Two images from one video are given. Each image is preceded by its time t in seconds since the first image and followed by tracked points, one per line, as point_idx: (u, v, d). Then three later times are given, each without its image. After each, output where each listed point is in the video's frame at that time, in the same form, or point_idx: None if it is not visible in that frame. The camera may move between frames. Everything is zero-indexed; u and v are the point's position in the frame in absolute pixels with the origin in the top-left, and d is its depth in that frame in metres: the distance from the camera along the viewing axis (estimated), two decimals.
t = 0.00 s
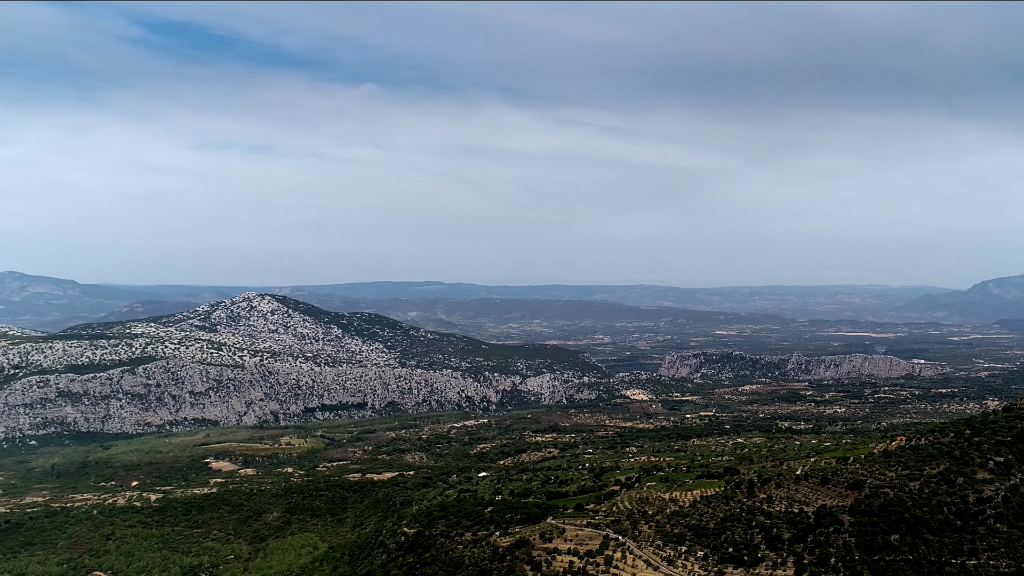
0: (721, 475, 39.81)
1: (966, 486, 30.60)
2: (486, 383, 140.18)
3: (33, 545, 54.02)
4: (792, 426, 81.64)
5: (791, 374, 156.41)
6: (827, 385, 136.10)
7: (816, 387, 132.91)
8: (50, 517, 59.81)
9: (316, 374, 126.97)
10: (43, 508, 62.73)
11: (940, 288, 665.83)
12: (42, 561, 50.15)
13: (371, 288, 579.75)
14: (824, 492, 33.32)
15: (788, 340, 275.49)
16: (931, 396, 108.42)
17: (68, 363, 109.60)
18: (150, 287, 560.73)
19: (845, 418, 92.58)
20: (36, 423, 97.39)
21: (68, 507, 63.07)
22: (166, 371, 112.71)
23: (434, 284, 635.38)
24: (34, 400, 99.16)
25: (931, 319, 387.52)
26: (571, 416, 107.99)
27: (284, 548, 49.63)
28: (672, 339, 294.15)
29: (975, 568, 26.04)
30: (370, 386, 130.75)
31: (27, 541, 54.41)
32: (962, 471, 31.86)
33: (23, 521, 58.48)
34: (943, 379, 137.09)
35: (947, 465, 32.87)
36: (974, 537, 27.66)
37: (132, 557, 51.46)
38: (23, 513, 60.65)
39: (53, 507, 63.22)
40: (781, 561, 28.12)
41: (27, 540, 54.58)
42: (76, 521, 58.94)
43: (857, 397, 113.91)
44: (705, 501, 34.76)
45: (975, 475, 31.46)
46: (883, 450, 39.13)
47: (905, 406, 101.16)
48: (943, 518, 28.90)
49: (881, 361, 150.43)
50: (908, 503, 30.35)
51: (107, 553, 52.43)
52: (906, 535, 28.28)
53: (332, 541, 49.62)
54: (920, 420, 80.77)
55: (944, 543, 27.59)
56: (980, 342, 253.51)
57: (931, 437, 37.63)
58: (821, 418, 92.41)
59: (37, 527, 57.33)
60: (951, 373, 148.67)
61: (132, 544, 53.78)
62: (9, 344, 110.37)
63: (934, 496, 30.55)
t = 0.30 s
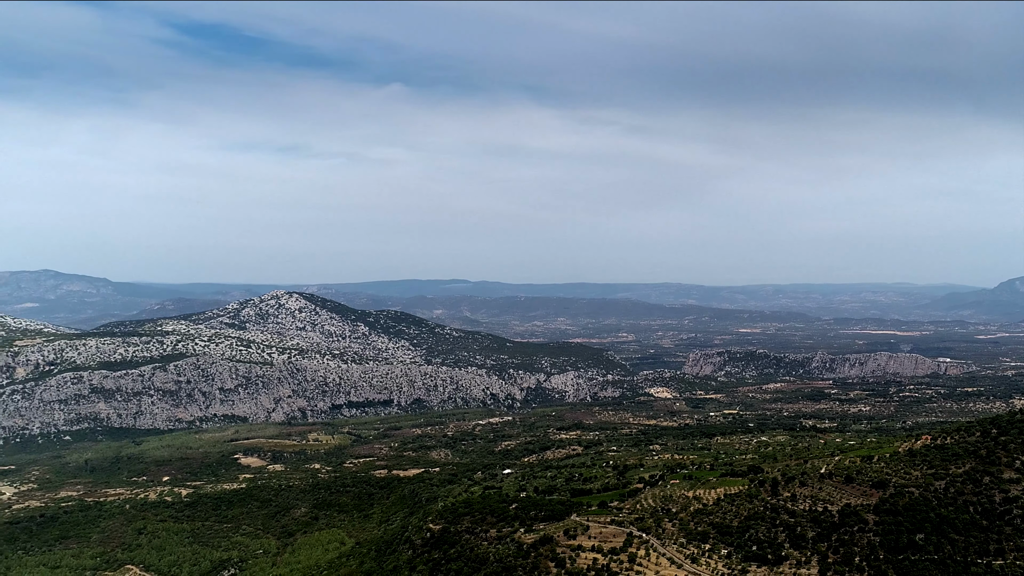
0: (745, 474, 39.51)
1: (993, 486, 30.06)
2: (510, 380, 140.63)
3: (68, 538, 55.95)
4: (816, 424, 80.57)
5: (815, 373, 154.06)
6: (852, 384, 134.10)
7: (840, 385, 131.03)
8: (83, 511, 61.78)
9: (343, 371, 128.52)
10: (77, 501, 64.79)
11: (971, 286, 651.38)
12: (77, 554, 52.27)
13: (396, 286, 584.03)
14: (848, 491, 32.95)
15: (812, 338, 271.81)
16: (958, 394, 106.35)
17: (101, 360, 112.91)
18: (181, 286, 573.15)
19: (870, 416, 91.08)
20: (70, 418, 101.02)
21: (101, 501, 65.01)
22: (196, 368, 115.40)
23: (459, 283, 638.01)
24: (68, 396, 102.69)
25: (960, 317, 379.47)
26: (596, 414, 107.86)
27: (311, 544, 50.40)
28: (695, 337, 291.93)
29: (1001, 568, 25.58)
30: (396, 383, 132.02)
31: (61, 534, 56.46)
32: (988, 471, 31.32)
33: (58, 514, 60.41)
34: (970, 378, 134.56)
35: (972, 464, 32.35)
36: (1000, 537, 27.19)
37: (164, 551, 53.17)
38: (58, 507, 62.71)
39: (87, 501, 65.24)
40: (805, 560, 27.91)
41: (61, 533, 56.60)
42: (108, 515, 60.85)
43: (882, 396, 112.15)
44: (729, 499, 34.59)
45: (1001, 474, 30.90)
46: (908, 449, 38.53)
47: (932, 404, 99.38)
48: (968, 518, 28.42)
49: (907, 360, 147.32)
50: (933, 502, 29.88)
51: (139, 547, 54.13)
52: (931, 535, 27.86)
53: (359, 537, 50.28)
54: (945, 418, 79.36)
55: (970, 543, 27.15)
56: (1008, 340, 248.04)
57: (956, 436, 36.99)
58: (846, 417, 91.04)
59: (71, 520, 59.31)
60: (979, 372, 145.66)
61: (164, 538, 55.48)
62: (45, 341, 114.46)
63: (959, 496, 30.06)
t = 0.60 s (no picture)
0: (777, 467, 39.12)
1: None
2: (542, 372, 140.90)
3: (112, 526, 59.33)
4: (849, 418, 79.20)
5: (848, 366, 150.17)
6: (885, 377, 131.07)
7: (874, 379, 128.29)
8: (126, 499, 64.65)
9: (378, 363, 130.51)
10: (121, 490, 67.50)
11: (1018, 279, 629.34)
12: (120, 541, 56.01)
13: (429, 279, 588.89)
14: (880, 485, 32.47)
15: (845, 331, 266.70)
16: (993, 389, 103.38)
17: (143, 351, 117.27)
18: (222, 278, 588.33)
19: (903, 410, 89.07)
20: (113, 408, 106.27)
21: (144, 490, 67.80)
22: (235, 359, 118.54)
23: (491, 276, 639.68)
24: (111, 386, 107.79)
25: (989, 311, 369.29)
26: (627, 406, 107.62)
27: (347, 533, 51.51)
28: (727, 330, 288.79)
29: None
30: (430, 375, 133.51)
31: (106, 521, 59.77)
32: None
33: (102, 502, 63.65)
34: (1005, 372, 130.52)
35: (1008, 460, 31.65)
36: None
37: (203, 539, 55.91)
38: (102, 495, 65.76)
39: (130, 489, 67.98)
40: (836, 554, 27.65)
41: (105, 521, 59.90)
42: (150, 504, 63.62)
43: (915, 389, 109.47)
44: (760, 492, 34.34)
45: None
46: (941, 443, 37.78)
47: (966, 398, 96.78)
48: (1003, 514, 27.82)
49: (940, 352, 143.70)
50: (966, 497, 29.28)
51: (180, 534, 57.11)
52: (964, 530, 27.28)
53: (393, 527, 51.29)
54: (981, 412, 77.24)
55: (1004, 539, 26.57)
56: None
57: (991, 431, 36.18)
58: (879, 410, 89.17)
59: (115, 508, 62.33)
60: (1013, 366, 141.33)
61: (204, 527, 58.05)
62: (91, 333, 119.38)
63: (993, 491, 29.46)
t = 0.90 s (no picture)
0: (812, 454, 38.64)
1: None
2: (578, 357, 140.85)
3: (159, 505, 62.50)
4: (885, 405, 77.48)
5: (884, 352, 146.26)
6: (922, 364, 126.62)
7: (911, 365, 124.98)
8: (173, 479, 67.55)
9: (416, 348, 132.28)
10: (168, 471, 70.48)
11: None
12: (167, 521, 59.16)
13: (465, 264, 592.14)
14: (917, 472, 31.92)
15: (885, 316, 259.89)
16: None
17: (188, 335, 121.59)
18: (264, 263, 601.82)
19: (941, 396, 86.66)
20: (160, 391, 111.46)
21: (190, 471, 70.70)
22: (276, 343, 121.76)
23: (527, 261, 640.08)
24: (158, 369, 112.97)
25: None
26: (663, 391, 107.13)
27: (386, 515, 52.78)
28: (764, 315, 283.89)
29: None
30: (467, 360, 134.84)
31: (153, 501, 62.97)
32: None
33: (150, 482, 66.66)
34: None
35: None
36: None
37: (246, 519, 58.43)
38: (151, 475, 68.91)
39: (177, 470, 70.96)
40: (871, 541, 27.37)
41: (153, 500, 63.10)
42: (195, 484, 66.45)
43: (954, 375, 106.24)
44: (795, 479, 34.09)
45: None
46: (981, 430, 36.92)
47: (1007, 385, 93.65)
48: None
49: (979, 339, 138.22)
50: (1006, 485, 28.66)
51: (224, 515, 59.77)
52: (1003, 518, 26.71)
53: (431, 509, 52.37)
54: None
55: None
56: None
57: None
58: (916, 397, 86.93)
59: (162, 488, 65.34)
60: None
61: (247, 507, 60.51)
62: (139, 317, 124.43)
63: None
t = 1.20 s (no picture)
0: (848, 439, 38.09)
1: None
2: (612, 341, 140.54)
3: (204, 485, 65.18)
4: (921, 390, 75.75)
5: (922, 337, 141.81)
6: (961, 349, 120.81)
7: (948, 350, 121.53)
8: (218, 459, 70.21)
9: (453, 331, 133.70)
10: (212, 451, 73.26)
11: None
12: (212, 500, 61.64)
13: (498, 248, 593.53)
14: (954, 458, 31.34)
15: (925, 300, 252.89)
16: None
17: (231, 318, 125.35)
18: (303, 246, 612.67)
19: (981, 381, 84.20)
20: (204, 371, 116.14)
21: (233, 451, 73.35)
22: (317, 326, 124.50)
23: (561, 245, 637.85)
24: (202, 351, 117.46)
25: None
26: (698, 375, 106.40)
27: (424, 496, 53.93)
28: (800, 299, 278.52)
29: None
30: (503, 343, 135.81)
31: (198, 480, 65.69)
32: None
33: (195, 462, 69.45)
34: None
35: None
36: None
37: (288, 499, 60.56)
38: (196, 455, 71.77)
39: (221, 450, 73.73)
40: (907, 527, 27.03)
41: (198, 480, 65.84)
42: (239, 464, 68.97)
43: (994, 361, 103.00)
44: (830, 464, 33.72)
45: None
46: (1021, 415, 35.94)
47: None
48: None
49: (1020, 323, 132.15)
50: None
51: (267, 494, 61.94)
52: None
53: (468, 491, 53.31)
54: None
55: None
56: None
57: None
58: (955, 382, 84.62)
59: (207, 468, 68.01)
60: None
61: (289, 487, 62.62)
62: (184, 300, 128.69)
63: None
